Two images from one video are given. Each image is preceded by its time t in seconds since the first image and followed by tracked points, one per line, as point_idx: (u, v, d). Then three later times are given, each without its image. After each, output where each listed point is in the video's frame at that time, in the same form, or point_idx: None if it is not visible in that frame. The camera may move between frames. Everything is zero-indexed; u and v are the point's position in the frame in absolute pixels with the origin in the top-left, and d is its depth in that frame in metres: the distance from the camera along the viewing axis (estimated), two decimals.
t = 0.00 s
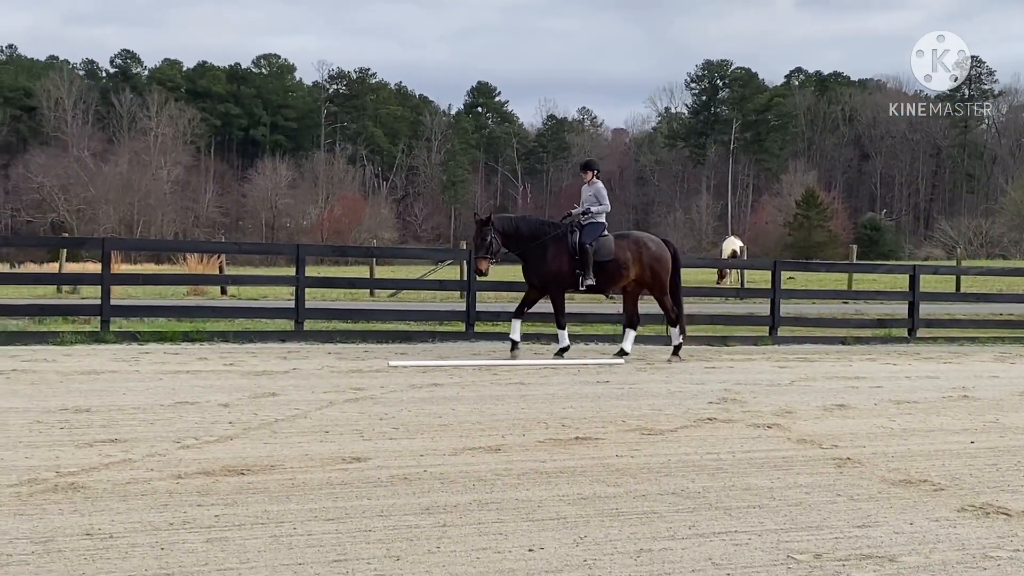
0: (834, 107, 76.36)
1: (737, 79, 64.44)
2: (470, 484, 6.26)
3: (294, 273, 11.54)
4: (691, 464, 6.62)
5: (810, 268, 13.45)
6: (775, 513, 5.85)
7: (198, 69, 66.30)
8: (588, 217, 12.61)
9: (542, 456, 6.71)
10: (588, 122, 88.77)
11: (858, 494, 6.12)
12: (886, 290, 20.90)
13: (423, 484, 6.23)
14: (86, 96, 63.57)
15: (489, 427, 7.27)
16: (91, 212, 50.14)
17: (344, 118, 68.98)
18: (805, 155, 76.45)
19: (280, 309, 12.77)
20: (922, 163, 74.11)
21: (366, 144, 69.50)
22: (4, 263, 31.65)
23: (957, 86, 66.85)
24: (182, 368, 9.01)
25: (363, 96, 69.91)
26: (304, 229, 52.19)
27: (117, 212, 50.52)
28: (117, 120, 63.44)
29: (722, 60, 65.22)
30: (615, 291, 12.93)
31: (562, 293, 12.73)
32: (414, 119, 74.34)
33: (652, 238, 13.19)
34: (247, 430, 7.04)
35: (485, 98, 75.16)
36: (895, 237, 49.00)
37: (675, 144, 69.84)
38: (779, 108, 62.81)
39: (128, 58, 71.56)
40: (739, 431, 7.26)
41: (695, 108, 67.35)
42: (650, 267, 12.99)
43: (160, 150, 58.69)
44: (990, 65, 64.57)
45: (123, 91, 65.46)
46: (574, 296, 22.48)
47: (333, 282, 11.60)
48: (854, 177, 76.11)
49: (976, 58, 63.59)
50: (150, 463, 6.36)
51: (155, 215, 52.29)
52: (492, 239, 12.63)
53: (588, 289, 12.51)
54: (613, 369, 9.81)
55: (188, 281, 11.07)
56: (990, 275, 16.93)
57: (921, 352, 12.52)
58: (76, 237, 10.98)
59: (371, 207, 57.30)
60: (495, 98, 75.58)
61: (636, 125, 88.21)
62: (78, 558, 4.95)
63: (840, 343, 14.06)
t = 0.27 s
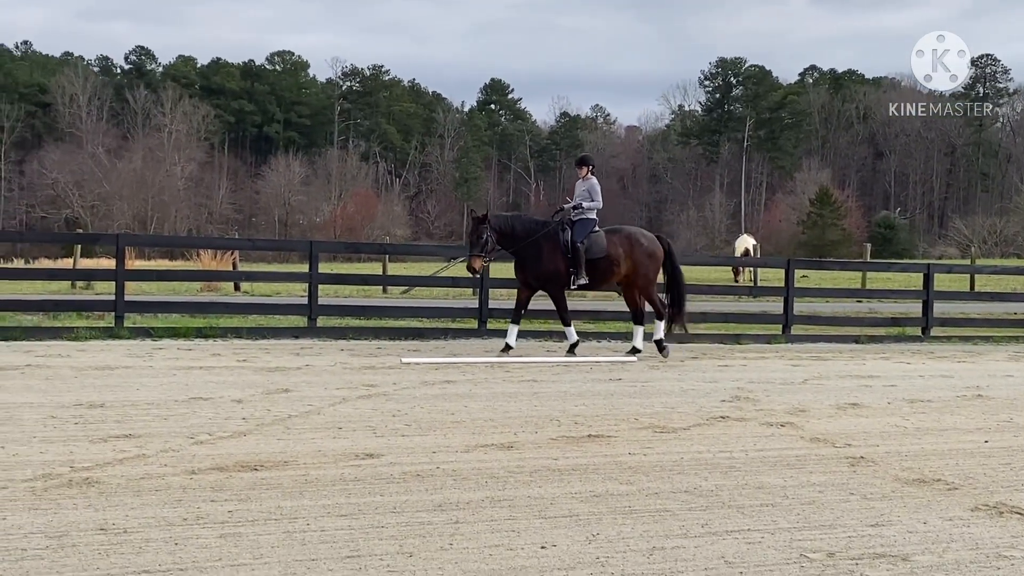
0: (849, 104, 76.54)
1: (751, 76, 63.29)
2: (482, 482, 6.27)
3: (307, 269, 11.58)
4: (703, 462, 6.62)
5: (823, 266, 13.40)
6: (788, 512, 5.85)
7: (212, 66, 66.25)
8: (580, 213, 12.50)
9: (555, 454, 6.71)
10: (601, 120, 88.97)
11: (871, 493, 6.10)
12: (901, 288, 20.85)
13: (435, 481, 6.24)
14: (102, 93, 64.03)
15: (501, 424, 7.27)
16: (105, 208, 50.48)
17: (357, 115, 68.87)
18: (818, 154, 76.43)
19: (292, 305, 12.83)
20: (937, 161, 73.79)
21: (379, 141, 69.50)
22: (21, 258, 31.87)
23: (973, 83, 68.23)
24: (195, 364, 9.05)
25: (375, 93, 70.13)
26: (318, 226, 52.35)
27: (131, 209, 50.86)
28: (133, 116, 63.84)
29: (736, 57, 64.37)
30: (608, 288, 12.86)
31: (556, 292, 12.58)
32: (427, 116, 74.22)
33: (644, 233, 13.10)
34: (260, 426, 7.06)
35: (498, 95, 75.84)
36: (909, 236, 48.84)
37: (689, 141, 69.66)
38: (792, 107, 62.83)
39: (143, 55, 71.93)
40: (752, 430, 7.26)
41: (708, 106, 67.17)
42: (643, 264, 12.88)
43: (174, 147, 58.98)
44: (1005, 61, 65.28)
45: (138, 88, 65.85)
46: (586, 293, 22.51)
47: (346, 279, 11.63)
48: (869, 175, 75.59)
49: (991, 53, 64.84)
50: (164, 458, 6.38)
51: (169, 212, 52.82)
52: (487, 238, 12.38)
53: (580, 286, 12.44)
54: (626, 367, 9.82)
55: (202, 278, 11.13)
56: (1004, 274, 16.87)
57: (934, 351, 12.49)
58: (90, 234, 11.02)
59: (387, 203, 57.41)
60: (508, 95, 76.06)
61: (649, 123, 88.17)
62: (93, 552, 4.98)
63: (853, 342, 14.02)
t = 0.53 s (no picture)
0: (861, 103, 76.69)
1: (765, 75, 64.21)
2: (494, 479, 6.27)
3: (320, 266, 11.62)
4: (716, 460, 6.61)
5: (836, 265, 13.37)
6: (800, 511, 5.84)
7: (225, 64, 66.91)
8: (572, 209, 12.36)
9: (567, 451, 6.72)
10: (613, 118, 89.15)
11: (884, 492, 6.10)
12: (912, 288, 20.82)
13: (448, 478, 6.24)
14: (115, 90, 64.41)
15: (513, 422, 7.28)
16: (118, 204, 50.68)
17: (369, 112, 69.56)
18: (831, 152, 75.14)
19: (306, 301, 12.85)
20: (950, 160, 73.30)
21: (391, 139, 69.46)
22: (35, 254, 32.04)
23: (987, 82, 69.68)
24: (208, 360, 9.08)
25: (388, 91, 70.44)
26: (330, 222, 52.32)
27: (144, 205, 51.08)
28: (145, 113, 64.16)
29: (749, 56, 65.41)
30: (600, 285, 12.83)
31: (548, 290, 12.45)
32: (439, 114, 74.07)
33: (633, 229, 13.12)
34: (272, 422, 7.07)
35: (510, 93, 75.86)
36: (921, 235, 48.74)
37: (701, 140, 69.95)
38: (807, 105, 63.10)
39: (156, 52, 72.28)
40: (765, 428, 7.25)
41: (721, 104, 67.78)
42: (633, 260, 12.88)
43: (187, 143, 59.21)
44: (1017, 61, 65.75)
45: (151, 85, 66.19)
46: (597, 291, 22.53)
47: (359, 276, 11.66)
48: (881, 173, 74.92)
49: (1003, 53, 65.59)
50: (177, 454, 6.39)
51: (181, 208, 53.07)
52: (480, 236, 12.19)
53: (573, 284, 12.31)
54: (637, 365, 9.83)
55: (215, 275, 11.15)
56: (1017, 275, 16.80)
57: (948, 350, 12.44)
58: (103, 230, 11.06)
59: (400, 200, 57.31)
60: (521, 93, 76.06)
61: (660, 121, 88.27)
62: (106, 547, 4.99)
63: (866, 341, 13.98)
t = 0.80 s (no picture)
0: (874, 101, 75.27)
1: (776, 73, 65.22)
2: (504, 477, 6.27)
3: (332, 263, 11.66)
4: (726, 459, 6.61)
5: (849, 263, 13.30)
6: (812, 510, 5.84)
7: (237, 61, 67.62)
8: (565, 208, 12.40)
9: (578, 449, 6.71)
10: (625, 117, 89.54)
11: (895, 491, 6.09)
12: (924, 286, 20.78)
13: (458, 475, 6.24)
14: (127, 87, 64.63)
15: (523, 419, 7.29)
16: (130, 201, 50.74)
17: (380, 111, 69.32)
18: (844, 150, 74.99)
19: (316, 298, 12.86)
20: (962, 159, 73.41)
21: (403, 137, 68.29)
22: (46, 251, 32.16)
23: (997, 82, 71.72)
24: (220, 357, 9.11)
25: (400, 88, 70.63)
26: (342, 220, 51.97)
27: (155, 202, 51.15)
28: (157, 111, 64.34)
29: (761, 54, 66.36)
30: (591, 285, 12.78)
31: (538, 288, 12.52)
32: (450, 111, 72.16)
33: (629, 230, 13.04)
34: (284, 419, 7.09)
35: (522, 91, 75.96)
36: (934, 234, 48.63)
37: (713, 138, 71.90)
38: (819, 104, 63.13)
39: (167, 49, 72.46)
40: (776, 427, 7.26)
41: (733, 102, 68.91)
42: (627, 261, 12.80)
43: (199, 141, 59.32)
44: None
45: (163, 82, 66.42)
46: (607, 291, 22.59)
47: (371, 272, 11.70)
48: (894, 172, 74.68)
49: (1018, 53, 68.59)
50: (189, 451, 6.40)
51: (193, 205, 53.05)
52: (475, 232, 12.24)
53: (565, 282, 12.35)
54: (649, 364, 9.87)
55: (226, 272, 11.18)
56: None
57: (960, 350, 12.40)
58: (116, 226, 11.08)
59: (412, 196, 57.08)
60: (532, 91, 76.14)
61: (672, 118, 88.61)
62: (118, 543, 5.00)
63: (878, 341, 13.92)
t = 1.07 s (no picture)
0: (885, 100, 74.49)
1: (788, 72, 64.18)
2: (515, 475, 6.27)
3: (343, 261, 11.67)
4: (738, 458, 6.61)
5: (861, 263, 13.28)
6: (823, 509, 5.83)
7: (248, 59, 67.81)
8: (558, 203, 12.33)
9: (589, 448, 6.72)
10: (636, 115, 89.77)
11: (906, 491, 6.08)
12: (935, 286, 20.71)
13: (469, 474, 6.24)
14: (140, 84, 64.79)
15: (534, 417, 7.30)
16: (141, 198, 50.88)
17: (392, 108, 68.91)
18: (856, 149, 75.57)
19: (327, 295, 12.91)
20: (974, 158, 73.21)
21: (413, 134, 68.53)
22: (58, 248, 32.31)
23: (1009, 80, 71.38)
24: (231, 355, 9.14)
25: (411, 85, 70.62)
26: (353, 218, 51.75)
27: (167, 199, 51.26)
28: (169, 108, 64.50)
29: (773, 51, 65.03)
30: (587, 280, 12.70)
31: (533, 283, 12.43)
32: (461, 109, 72.34)
33: (621, 225, 13.04)
34: (296, 416, 7.10)
35: (534, 89, 75.93)
36: (945, 233, 48.59)
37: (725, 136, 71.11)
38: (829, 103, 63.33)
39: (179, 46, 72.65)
40: (788, 426, 7.26)
41: (744, 101, 68.11)
42: (620, 256, 12.80)
43: (210, 139, 59.43)
44: None
45: (175, 78, 66.56)
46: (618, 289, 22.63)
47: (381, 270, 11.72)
48: (906, 171, 75.09)
49: None
50: (201, 447, 6.42)
51: (205, 202, 53.13)
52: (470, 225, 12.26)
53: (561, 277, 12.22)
54: (661, 363, 9.89)
55: (237, 269, 11.20)
56: None
57: (972, 350, 12.38)
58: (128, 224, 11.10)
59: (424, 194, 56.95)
60: (543, 89, 76.08)
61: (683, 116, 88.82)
62: (130, 539, 5.01)
63: (889, 341, 13.92)
